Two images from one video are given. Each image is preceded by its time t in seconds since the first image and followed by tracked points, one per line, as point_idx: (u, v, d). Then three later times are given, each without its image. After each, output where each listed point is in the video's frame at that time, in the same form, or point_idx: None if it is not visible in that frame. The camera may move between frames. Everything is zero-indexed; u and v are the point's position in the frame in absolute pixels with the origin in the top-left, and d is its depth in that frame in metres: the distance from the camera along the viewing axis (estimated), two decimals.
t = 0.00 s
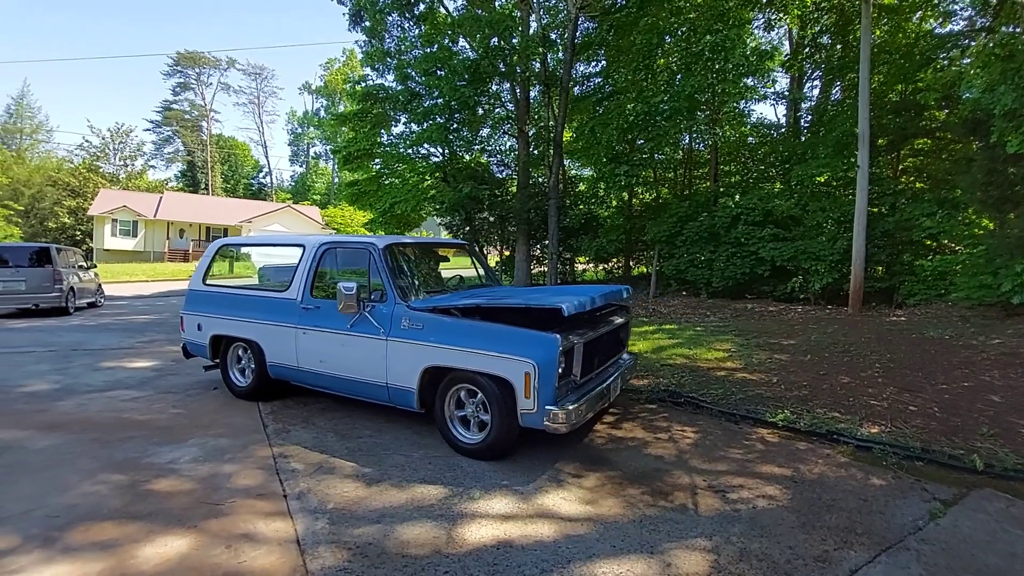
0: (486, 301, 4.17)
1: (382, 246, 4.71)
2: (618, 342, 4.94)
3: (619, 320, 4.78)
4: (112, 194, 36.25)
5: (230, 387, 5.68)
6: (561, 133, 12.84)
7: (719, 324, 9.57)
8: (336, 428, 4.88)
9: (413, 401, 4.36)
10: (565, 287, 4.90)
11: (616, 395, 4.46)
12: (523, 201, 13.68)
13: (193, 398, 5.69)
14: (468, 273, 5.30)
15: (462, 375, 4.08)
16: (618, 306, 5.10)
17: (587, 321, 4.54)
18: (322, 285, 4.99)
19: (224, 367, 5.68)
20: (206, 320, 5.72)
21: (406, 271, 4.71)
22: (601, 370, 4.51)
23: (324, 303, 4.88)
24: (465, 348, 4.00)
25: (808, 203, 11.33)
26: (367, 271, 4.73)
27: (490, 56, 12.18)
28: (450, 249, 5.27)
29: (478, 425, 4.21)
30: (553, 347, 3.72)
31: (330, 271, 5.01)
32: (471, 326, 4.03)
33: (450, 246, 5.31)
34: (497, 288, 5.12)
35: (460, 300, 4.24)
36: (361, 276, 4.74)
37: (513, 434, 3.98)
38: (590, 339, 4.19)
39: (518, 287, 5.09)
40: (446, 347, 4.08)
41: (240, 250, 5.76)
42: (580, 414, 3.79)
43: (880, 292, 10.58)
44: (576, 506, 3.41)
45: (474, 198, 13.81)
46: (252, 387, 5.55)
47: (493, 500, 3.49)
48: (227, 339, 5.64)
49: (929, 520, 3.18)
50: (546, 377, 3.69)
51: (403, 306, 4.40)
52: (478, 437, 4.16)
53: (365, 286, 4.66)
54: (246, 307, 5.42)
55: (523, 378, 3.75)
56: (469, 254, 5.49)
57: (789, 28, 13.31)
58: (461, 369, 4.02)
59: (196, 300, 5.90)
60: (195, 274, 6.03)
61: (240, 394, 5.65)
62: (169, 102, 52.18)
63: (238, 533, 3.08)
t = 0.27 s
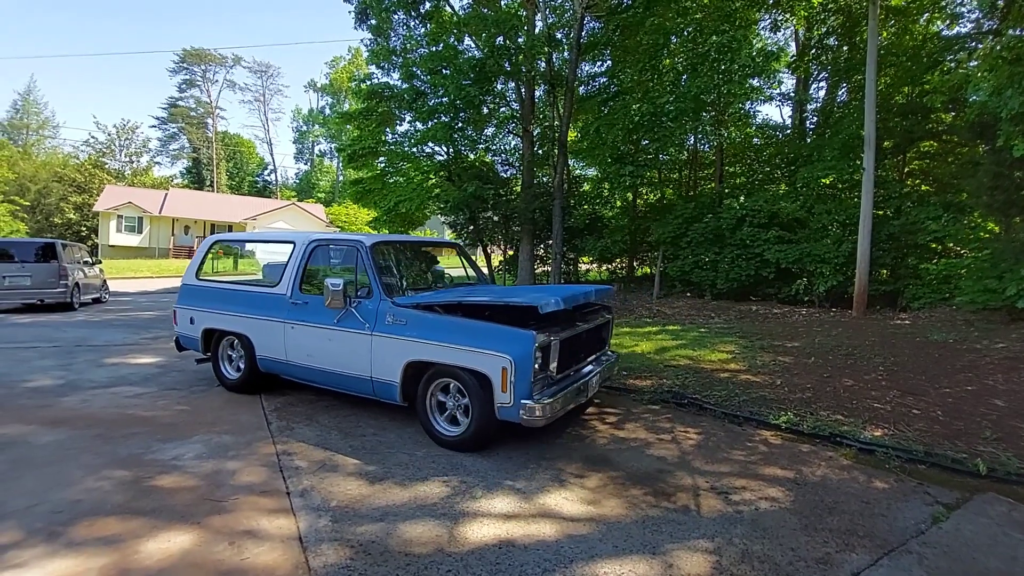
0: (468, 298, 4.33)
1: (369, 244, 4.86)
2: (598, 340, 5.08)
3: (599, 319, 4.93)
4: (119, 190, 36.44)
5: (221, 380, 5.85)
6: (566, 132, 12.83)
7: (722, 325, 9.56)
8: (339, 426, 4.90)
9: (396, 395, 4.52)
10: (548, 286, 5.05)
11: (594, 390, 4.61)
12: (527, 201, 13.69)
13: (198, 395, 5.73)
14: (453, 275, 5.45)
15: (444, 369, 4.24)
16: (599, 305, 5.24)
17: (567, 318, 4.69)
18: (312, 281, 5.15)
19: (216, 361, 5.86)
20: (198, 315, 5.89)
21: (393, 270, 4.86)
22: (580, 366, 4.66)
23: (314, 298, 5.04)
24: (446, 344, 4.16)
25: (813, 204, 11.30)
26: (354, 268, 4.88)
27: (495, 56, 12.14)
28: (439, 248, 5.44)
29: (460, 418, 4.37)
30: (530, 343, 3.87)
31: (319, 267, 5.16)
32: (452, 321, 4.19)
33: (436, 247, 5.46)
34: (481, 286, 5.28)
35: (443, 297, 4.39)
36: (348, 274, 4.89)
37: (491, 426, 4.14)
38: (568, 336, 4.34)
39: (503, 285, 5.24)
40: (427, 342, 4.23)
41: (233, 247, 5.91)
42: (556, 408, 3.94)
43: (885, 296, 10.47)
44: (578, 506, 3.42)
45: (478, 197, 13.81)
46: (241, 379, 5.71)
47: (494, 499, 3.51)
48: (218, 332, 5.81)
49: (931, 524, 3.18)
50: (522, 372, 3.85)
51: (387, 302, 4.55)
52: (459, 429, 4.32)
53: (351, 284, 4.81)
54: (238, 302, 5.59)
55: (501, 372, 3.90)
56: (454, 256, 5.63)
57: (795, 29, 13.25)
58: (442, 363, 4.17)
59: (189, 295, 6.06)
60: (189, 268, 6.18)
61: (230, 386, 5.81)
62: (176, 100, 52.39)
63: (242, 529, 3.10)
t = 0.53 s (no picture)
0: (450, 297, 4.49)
1: (356, 243, 5.03)
2: (579, 339, 5.23)
3: (580, 318, 5.08)
4: (125, 187, 36.62)
5: (212, 373, 6.02)
6: (571, 133, 12.81)
7: (726, 327, 9.55)
8: (342, 424, 4.93)
9: (380, 389, 4.68)
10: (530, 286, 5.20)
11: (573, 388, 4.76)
12: (531, 201, 13.66)
13: (202, 392, 5.76)
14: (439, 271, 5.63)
15: (425, 365, 4.39)
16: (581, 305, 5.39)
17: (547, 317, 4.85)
18: (301, 279, 5.32)
19: (207, 355, 6.02)
20: (191, 310, 6.04)
21: (378, 268, 5.03)
22: (559, 364, 4.81)
23: (303, 295, 5.20)
24: (427, 340, 4.31)
25: (817, 206, 11.27)
26: (342, 266, 5.05)
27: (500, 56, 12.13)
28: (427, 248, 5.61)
29: (441, 412, 4.52)
30: (506, 340, 4.03)
31: (308, 265, 5.33)
32: (434, 319, 4.34)
33: (422, 245, 5.62)
34: (466, 285, 5.43)
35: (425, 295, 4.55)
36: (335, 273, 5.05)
37: (471, 421, 4.29)
38: (546, 334, 4.49)
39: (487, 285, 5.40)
40: (409, 338, 4.39)
41: (225, 244, 6.05)
42: (532, 403, 4.09)
43: (888, 299, 10.53)
44: (579, 506, 3.43)
45: (482, 196, 13.81)
46: (232, 373, 5.88)
47: (495, 498, 3.52)
48: (209, 327, 5.97)
49: (933, 527, 3.18)
50: (499, 367, 4.00)
51: (372, 300, 4.71)
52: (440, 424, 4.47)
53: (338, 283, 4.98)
54: (230, 298, 5.75)
55: (478, 368, 4.05)
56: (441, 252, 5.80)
57: (801, 30, 13.22)
58: (423, 359, 4.32)
59: (183, 290, 6.22)
60: (183, 265, 6.33)
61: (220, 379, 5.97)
62: (182, 98, 52.56)
63: (245, 526, 3.13)
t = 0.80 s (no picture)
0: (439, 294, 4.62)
1: (351, 242, 5.18)
2: (569, 337, 5.34)
3: (569, 316, 5.18)
4: (141, 188, 37.12)
5: (215, 366, 6.25)
6: (581, 132, 12.80)
7: (738, 327, 9.49)
8: (353, 422, 4.97)
9: (371, 384, 4.83)
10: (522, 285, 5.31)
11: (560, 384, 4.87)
12: (541, 201, 13.66)
13: (215, 390, 5.83)
14: (433, 270, 5.84)
15: (414, 360, 4.53)
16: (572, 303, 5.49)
17: (536, 314, 4.95)
18: (299, 276, 5.49)
19: (209, 350, 6.23)
20: (195, 306, 6.25)
21: (373, 267, 5.19)
22: (548, 361, 4.92)
23: (300, 292, 5.37)
24: (416, 336, 4.44)
25: (831, 206, 11.11)
26: (337, 264, 5.20)
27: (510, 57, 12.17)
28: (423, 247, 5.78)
29: (431, 406, 4.66)
30: (490, 336, 4.15)
31: (306, 264, 5.49)
32: (423, 315, 4.47)
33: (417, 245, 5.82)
34: (460, 283, 5.57)
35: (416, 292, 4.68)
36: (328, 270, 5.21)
37: (458, 415, 4.43)
38: (533, 332, 4.61)
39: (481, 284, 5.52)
40: (399, 334, 4.53)
41: (229, 243, 6.25)
42: (517, 398, 4.21)
43: (902, 300, 10.43)
44: (588, 507, 3.44)
45: (492, 196, 13.83)
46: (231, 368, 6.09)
47: (504, 498, 3.54)
48: (212, 324, 6.17)
49: (946, 532, 3.14)
50: (484, 363, 4.12)
51: (365, 297, 4.86)
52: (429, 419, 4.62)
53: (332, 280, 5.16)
54: (230, 295, 5.94)
55: (464, 363, 4.18)
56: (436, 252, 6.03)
57: (815, 28, 13.12)
58: (412, 354, 4.46)
59: (187, 287, 6.43)
60: (188, 262, 6.54)
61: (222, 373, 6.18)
62: (197, 99, 53.17)
63: (257, 523, 3.17)
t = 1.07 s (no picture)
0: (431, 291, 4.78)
1: (349, 241, 5.35)
2: (560, 335, 5.46)
3: (560, 314, 5.30)
4: (158, 187, 37.63)
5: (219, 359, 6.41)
6: (593, 131, 12.72)
7: (751, 328, 9.40)
8: (365, 420, 4.98)
9: (366, 378, 4.99)
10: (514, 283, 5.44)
11: (549, 380, 4.99)
12: (552, 201, 13.61)
13: (230, 386, 5.87)
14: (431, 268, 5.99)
15: (406, 355, 4.68)
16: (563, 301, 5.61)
17: (527, 311, 5.08)
18: (299, 273, 5.66)
19: (213, 344, 6.42)
20: (200, 302, 6.46)
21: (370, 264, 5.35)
22: (537, 357, 5.04)
23: (299, 289, 5.55)
24: (408, 332, 4.59)
25: (847, 205, 10.99)
26: (335, 261, 5.37)
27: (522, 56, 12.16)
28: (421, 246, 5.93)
29: (423, 400, 4.80)
30: (478, 332, 4.29)
31: (306, 261, 5.67)
32: (415, 311, 4.62)
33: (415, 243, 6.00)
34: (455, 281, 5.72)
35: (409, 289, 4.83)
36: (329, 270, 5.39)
37: (448, 408, 4.57)
38: (522, 328, 4.74)
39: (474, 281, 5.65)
40: (392, 329, 4.68)
41: (237, 240, 6.39)
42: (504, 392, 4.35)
43: (922, 300, 10.25)
44: (599, 507, 3.41)
45: (503, 195, 13.80)
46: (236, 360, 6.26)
47: (515, 497, 3.52)
48: (217, 319, 6.38)
49: (966, 538, 3.07)
50: (472, 357, 4.27)
51: (361, 293, 5.03)
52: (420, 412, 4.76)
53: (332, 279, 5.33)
54: (233, 291, 6.14)
55: (453, 357, 4.33)
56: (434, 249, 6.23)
57: (830, 26, 12.96)
58: (404, 349, 4.62)
59: (194, 283, 6.63)
60: (194, 259, 6.76)
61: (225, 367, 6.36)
62: (212, 100, 53.70)
63: (270, 518, 3.18)
